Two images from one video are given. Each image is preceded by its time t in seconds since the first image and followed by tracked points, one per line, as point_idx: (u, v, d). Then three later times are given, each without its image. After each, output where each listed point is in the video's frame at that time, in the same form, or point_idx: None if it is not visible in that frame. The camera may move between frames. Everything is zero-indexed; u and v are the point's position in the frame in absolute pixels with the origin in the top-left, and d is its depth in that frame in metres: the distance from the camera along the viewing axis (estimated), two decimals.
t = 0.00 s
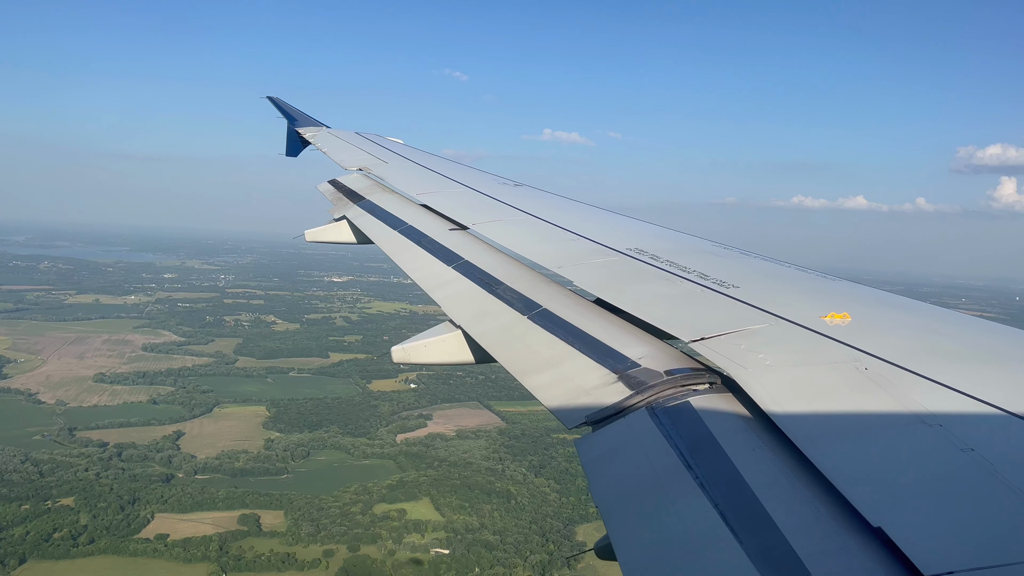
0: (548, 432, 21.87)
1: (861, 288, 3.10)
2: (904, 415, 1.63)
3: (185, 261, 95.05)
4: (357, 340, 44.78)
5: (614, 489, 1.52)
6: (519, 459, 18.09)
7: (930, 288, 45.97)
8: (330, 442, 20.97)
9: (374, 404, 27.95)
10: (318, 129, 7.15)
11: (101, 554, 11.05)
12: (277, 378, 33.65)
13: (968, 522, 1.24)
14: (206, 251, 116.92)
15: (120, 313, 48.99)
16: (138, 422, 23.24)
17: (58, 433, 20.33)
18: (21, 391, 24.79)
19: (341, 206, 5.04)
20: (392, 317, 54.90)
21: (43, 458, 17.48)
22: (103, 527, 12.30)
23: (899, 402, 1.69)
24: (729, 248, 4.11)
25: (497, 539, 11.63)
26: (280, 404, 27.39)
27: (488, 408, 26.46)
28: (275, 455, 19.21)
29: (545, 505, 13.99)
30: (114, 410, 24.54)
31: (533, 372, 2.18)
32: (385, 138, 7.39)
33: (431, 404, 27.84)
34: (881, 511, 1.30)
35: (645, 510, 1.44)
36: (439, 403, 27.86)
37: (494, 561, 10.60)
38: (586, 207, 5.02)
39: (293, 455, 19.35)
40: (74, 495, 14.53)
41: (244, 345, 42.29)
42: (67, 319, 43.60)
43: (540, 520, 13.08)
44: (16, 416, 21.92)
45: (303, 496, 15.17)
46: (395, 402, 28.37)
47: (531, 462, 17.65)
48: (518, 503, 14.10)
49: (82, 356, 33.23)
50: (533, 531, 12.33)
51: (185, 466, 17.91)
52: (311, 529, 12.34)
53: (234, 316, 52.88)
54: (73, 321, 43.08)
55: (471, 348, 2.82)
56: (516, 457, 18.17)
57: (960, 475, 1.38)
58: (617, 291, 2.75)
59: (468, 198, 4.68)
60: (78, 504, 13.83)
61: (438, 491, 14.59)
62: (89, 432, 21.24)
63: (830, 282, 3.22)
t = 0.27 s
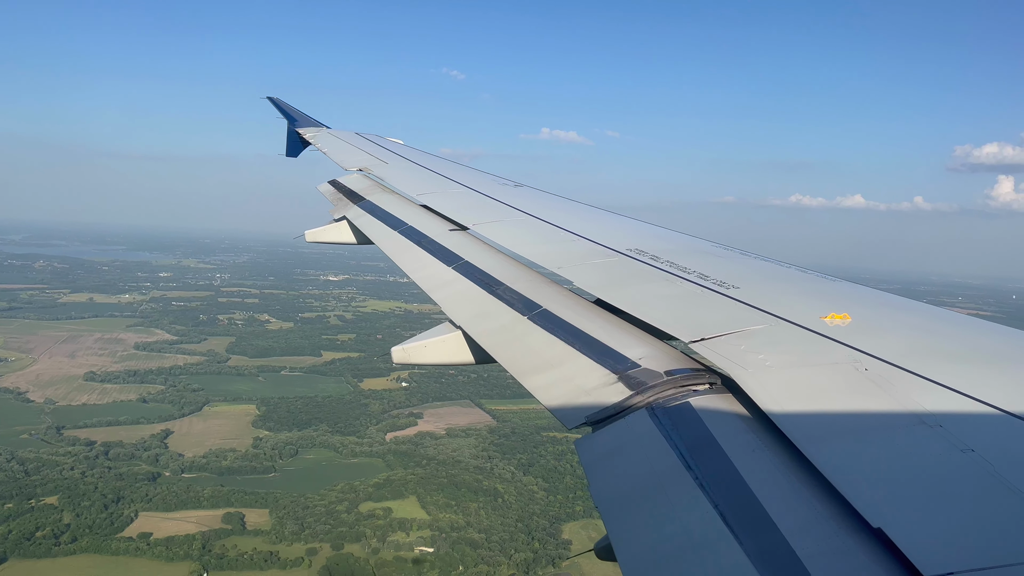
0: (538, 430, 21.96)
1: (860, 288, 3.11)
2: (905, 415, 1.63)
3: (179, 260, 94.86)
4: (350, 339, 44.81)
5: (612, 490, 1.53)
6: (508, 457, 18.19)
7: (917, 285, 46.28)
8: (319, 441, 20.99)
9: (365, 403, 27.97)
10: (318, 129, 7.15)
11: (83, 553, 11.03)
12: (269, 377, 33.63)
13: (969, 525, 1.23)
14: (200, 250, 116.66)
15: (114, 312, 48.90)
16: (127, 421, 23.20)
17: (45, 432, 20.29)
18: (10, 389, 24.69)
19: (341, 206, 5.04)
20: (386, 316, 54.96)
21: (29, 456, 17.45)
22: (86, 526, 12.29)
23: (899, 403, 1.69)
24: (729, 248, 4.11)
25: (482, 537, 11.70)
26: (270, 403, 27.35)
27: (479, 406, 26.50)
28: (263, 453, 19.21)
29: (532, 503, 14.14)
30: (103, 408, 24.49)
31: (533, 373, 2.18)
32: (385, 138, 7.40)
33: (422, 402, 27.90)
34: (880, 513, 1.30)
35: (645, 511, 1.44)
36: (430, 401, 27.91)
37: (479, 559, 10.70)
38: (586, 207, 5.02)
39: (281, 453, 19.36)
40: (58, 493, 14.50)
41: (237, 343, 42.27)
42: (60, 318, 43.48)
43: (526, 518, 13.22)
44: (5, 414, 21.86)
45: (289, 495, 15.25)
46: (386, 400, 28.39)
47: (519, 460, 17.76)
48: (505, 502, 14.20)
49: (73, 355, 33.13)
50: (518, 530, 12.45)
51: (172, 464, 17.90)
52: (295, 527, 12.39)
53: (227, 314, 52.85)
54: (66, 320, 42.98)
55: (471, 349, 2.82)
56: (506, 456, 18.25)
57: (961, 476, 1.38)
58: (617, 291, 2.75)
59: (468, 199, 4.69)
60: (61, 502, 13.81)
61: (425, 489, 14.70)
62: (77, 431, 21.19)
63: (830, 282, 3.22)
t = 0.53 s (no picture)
0: (529, 428, 22.00)
1: (860, 288, 3.11)
2: (905, 415, 1.64)
3: (172, 259, 94.70)
4: (344, 337, 44.82)
5: (613, 490, 1.53)
6: (497, 456, 18.26)
7: (905, 282, 46.49)
8: (309, 439, 21.01)
9: (356, 401, 27.95)
10: (318, 129, 7.15)
11: (64, 551, 11.02)
12: (261, 375, 33.60)
13: (968, 525, 1.24)
14: (194, 248, 116.53)
15: (107, 310, 48.79)
16: (116, 419, 23.15)
17: (33, 430, 20.24)
18: None
19: (341, 206, 5.03)
20: (380, 314, 54.98)
21: (15, 455, 17.41)
22: (69, 524, 12.29)
23: (900, 403, 1.70)
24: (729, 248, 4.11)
25: (466, 534, 11.74)
26: (260, 401, 27.33)
27: (471, 403, 26.54)
28: (251, 451, 19.21)
29: (518, 501, 14.18)
30: (93, 406, 24.44)
31: (533, 373, 2.18)
32: (385, 138, 7.40)
33: (413, 400, 27.92)
34: (881, 512, 1.30)
35: (647, 511, 1.44)
36: (421, 399, 27.94)
37: (463, 557, 10.68)
38: (586, 207, 5.02)
39: (269, 451, 19.36)
40: (42, 491, 14.49)
41: (230, 341, 42.22)
42: (53, 316, 43.36)
43: (513, 516, 13.15)
44: None
45: (273, 493, 15.30)
46: (377, 398, 28.38)
47: (509, 458, 17.82)
48: (492, 499, 14.23)
49: (65, 353, 33.05)
50: (503, 527, 12.45)
51: (159, 462, 17.87)
52: (279, 525, 12.44)
53: (221, 313, 52.80)
54: (59, 318, 42.87)
55: (471, 349, 2.82)
56: (495, 455, 18.32)
57: (961, 476, 1.38)
58: (616, 292, 2.75)
59: (469, 199, 4.68)
60: (45, 500, 13.80)
61: (412, 487, 14.73)
62: (65, 429, 21.14)
63: (829, 282, 3.22)
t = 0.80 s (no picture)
0: (518, 426, 22.09)
1: (860, 288, 3.11)
2: (904, 416, 1.64)
3: (165, 256, 94.55)
4: (337, 335, 44.88)
5: (613, 490, 1.53)
6: (486, 453, 18.36)
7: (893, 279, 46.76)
8: (297, 436, 21.07)
9: (346, 398, 27.98)
10: (318, 129, 7.14)
11: (46, 548, 11.07)
12: (252, 372, 33.60)
13: (967, 524, 1.24)
14: (188, 245, 116.43)
15: (101, 308, 48.70)
16: (104, 416, 23.14)
17: (20, 427, 20.23)
18: None
19: (342, 206, 5.02)
20: (374, 312, 55.07)
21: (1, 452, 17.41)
22: (52, 521, 12.32)
23: (896, 402, 1.71)
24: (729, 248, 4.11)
25: (451, 532, 11.86)
26: (250, 398, 27.34)
27: (462, 401, 26.61)
28: (238, 448, 19.22)
29: (504, 498, 14.16)
30: (82, 404, 24.41)
31: (534, 373, 2.17)
32: (385, 138, 7.39)
33: (404, 397, 27.98)
34: (881, 513, 1.30)
35: (647, 511, 1.44)
36: (412, 396, 28.00)
37: (446, 554, 10.84)
38: (586, 207, 5.02)
39: (257, 448, 19.39)
40: (26, 488, 14.53)
41: (223, 339, 42.20)
42: (46, 313, 43.25)
43: (499, 514, 13.15)
44: None
45: (258, 490, 15.36)
46: (368, 395, 28.42)
47: (497, 455, 17.91)
48: (479, 496, 14.29)
49: (56, 350, 32.98)
50: (489, 525, 12.47)
51: (146, 458, 17.89)
52: (262, 523, 12.56)
53: (215, 310, 52.78)
54: (52, 315, 42.76)
55: (471, 349, 2.82)
56: (484, 452, 18.41)
57: (960, 476, 1.38)
58: (616, 292, 2.75)
59: (469, 199, 4.68)
60: (28, 497, 13.84)
61: (398, 485, 14.82)
62: (53, 426, 21.13)
63: (830, 282, 3.22)
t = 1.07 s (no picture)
0: (509, 424, 22.21)
1: (860, 288, 3.11)
2: (906, 416, 1.64)
3: (157, 253, 94.36)
4: (330, 332, 44.92)
5: (614, 490, 1.53)
6: (474, 450, 18.47)
7: (882, 276, 47.00)
8: (285, 433, 21.11)
9: (337, 395, 27.99)
10: (318, 129, 7.14)
11: (28, 545, 11.06)
12: (244, 369, 33.59)
13: (968, 523, 1.24)
14: (181, 243, 116.18)
15: (94, 305, 48.60)
16: (93, 413, 23.09)
17: (8, 424, 20.18)
18: None
19: (342, 206, 5.02)
20: (369, 309, 55.12)
21: None
22: (35, 518, 12.31)
23: (896, 401, 1.71)
24: (729, 248, 4.11)
25: (436, 529, 11.96)
26: (240, 395, 27.33)
27: (454, 398, 26.69)
28: (226, 446, 19.23)
29: (491, 495, 14.21)
30: (71, 401, 24.35)
31: (534, 373, 2.18)
32: (385, 139, 7.39)
33: (395, 394, 28.03)
34: (882, 513, 1.31)
35: (648, 510, 1.44)
36: (403, 393, 28.05)
37: (429, 550, 11.06)
38: (586, 207, 5.02)
39: (245, 446, 19.41)
40: (10, 485, 14.51)
41: (216, 336, 42.15)
42: (38, 311, 43.10)
43: (485, 510, 13.12)
44: None
45: (244, 487, 15.41)
46: (359, 392, 28.44)
47: (485, 453, 18.04)
48: (466, 493, 14.34)
49: (48, 347, 32.90)
50: (474, 520, 12.50)
51: (133, 455, 17.88)
52: (246, 519, 12.65)
53: (209, 307, 52.73)
54: (44, 313, 42.61)
55: (471, 349, 2.82)
56: (472, 449, 18.52)
57: (961, 475, 1.39)
58: (616, 292, 2.75)
59: (469, 199, 4.68)
60: (11, 495, 13.82)
61: (384, 482, 14.94)
62: (41, 423, 21.07)
63: (830, 281, 3.22)
